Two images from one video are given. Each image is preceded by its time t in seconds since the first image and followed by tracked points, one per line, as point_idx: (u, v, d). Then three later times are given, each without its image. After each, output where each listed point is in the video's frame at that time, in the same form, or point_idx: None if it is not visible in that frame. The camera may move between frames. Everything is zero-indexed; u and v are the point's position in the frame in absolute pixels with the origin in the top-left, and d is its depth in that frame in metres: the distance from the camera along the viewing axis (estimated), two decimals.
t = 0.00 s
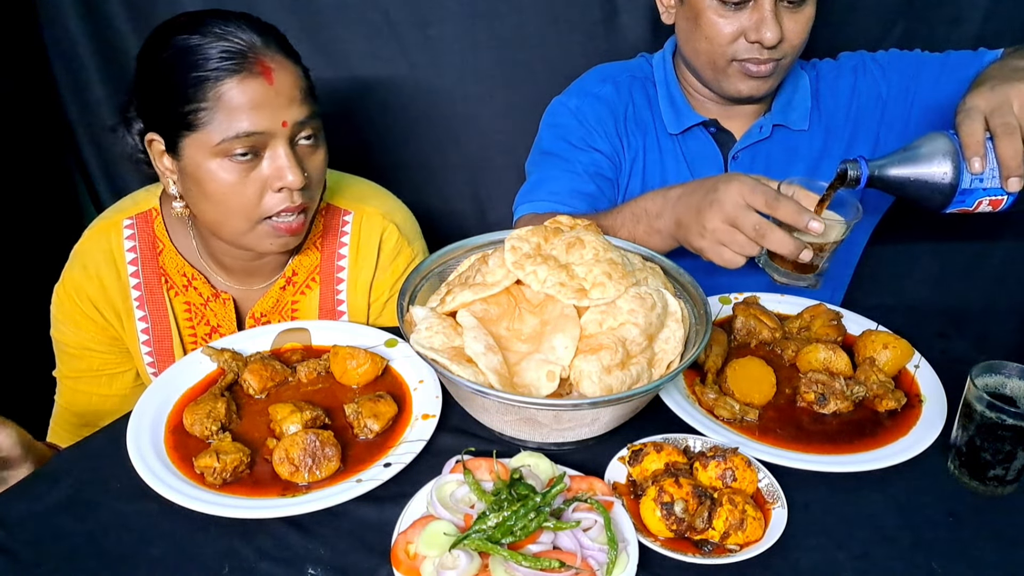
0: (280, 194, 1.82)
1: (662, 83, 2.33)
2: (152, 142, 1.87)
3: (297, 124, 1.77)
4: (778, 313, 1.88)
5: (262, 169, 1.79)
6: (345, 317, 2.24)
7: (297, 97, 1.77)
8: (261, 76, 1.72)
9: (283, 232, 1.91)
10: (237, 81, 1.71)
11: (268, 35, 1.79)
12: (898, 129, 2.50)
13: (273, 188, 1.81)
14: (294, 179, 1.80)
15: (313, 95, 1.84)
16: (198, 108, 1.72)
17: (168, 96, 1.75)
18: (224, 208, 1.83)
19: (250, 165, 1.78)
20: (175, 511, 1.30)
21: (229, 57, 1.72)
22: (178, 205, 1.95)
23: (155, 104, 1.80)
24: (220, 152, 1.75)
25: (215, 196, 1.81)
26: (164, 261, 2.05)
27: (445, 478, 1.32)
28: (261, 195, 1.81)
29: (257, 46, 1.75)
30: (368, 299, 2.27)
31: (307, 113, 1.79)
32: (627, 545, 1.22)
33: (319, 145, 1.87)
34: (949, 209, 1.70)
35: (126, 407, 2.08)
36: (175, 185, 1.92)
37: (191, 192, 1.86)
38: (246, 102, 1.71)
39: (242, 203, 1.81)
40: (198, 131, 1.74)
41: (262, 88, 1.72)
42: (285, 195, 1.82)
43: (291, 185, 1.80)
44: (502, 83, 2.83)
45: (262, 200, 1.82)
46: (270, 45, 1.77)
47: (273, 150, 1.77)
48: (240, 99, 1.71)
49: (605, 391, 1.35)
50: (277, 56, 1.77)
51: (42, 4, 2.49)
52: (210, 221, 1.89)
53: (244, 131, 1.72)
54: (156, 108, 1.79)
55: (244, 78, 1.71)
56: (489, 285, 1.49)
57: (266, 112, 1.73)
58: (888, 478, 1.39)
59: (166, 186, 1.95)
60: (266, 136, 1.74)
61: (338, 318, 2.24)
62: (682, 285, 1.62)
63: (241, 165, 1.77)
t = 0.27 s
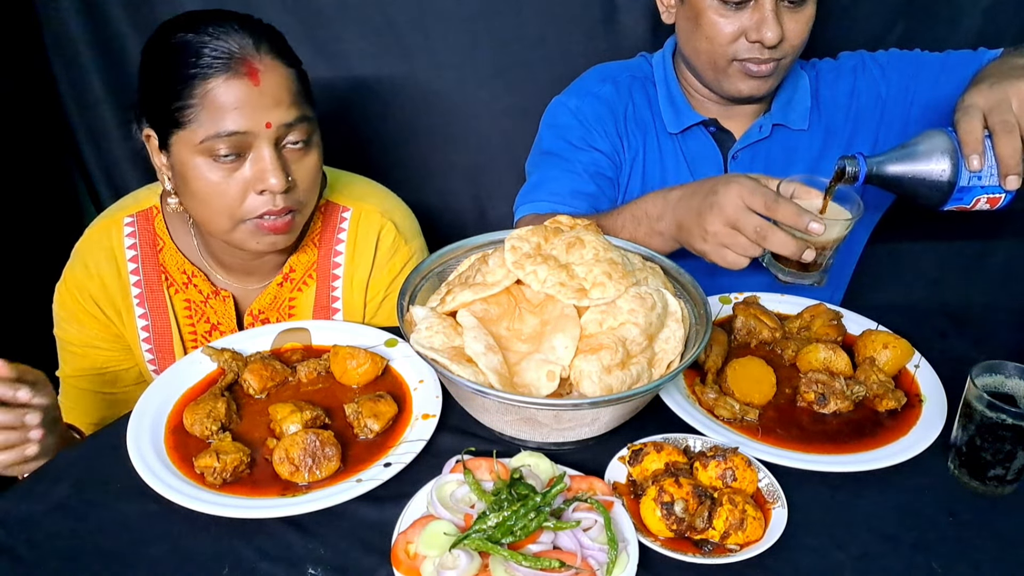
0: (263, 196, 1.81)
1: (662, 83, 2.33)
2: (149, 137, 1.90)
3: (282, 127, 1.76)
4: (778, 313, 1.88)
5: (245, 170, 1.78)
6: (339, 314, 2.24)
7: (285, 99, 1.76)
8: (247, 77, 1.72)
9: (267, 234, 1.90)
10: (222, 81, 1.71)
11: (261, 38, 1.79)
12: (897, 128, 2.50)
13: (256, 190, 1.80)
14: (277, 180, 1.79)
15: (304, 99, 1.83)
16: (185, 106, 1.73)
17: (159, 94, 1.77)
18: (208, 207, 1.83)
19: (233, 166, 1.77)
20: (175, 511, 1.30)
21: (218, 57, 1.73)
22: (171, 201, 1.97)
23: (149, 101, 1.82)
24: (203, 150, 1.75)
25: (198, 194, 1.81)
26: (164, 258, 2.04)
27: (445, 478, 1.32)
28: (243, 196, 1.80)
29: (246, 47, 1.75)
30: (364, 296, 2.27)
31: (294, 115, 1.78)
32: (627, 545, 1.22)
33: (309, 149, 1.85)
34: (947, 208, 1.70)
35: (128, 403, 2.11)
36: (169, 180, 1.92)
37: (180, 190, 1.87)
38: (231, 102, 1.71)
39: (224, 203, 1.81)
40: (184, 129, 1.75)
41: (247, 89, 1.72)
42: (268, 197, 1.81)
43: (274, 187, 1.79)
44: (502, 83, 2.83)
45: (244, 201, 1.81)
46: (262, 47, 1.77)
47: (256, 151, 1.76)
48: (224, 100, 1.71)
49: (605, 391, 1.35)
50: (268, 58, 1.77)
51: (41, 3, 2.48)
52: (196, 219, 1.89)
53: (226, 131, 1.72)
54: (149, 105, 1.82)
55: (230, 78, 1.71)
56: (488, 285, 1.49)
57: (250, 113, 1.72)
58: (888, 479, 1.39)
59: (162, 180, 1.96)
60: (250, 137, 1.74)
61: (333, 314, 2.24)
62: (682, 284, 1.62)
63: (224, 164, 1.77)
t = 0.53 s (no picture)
0: (244, 205, 1.81)
1: (662, 83, 2.33)
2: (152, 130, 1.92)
3: (272, 140, 1.75)
4: (778, 313, 1.88)
5: (229, 177, 1.78)
6: (339, 315, 2.24)
7: (280, 113, 1.76)
8: (245, 86, 1.72)
9: (245, 244, 1.89)
10: (219, 86, 1.71)
11: (269, 48, 1.78)
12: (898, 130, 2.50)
13: (237, 198, 1.80)
14: (258, 192, 1.78)
15: (303, 114, 1.82)
16: (181, 105, 1.74)
17: (161, 89, 1.79)
18: (190, 207, 1.84)
19: (219, 171, 1.78)
20: (175, 512, 1.30)
21: (221, 62, 1.73)
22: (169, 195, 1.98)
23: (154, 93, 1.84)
24: (191, 151, 1.76)
25: (183, 193, 1.82)
26: (163, 260, 2.04)
27: (445, 478, 1.32)
28: (224, 202, 1.80)
29: (250, 57, 1.75)
30: (365, 297, 2.27)
31: (287, 130, 1.77)
32: (627, 545, 1.22)
33: (301, 165, 1.84)
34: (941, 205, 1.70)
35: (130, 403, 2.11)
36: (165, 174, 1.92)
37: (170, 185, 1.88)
38: (224, 108, 1.72)
39: (206, 208, 1.81)
40: (176, 127, 1.76)
41: (243, 98, 1.72)
42: (248, 207, 1.80)
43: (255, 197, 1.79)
44: (502, 84, 2.83)
45: (225, 208, 1.81)
46: (268, 58, 1.76)
47: (242, 160, 1.76)
48: (219, 105, 1.72)
49: (605, 391, 1.35)
50: (272, 70, 1.77)
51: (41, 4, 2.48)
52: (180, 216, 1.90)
53: (215, 136, 1.72)
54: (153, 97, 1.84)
55: (228, 85, 1.72)
56: (489, 285, 1.49)
57: (241, 122, 1.72)
58: (888, 479, 1.39)
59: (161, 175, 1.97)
60: (237, 145, 1.74)
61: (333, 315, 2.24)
62: (682, 285, 1.62)
63: (210, 167, 1.77)
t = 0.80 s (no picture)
0: (236, 212, 1.80)
1: (662, 82, 2.33)
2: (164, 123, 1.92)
3: (274, 151, 1.75)
4: (778, 313, 1.88)
5: (225, 182, 1.77)
6: (341, 315, 2.24)
7: (285, 126, 1.75)
8: (255, 95, 1.73)
9: (233, 247, 1.89)
10: (230, 92, 1.72)
11: (286, 61, 1.79)
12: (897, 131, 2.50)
13: (231, 204, 1.79)
14: (251, 202, 1.78)
15: (310, 131, 1.81)
16: (192, 104, 1.75)
17: (175, 84, 1.80)
18: (185, 205, 1.83)
19: (218, 174, 1.77)
20: (174, 511, 1.30)
21: (235, 69, 1.74)
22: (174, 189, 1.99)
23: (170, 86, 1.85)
24: (193, 150, 1.76)
25: (181, 190, 1.82)
26: (166, 260, 2.04)
27: (445, 478, 1.32)
28: (217, 207, 1.80)
29: (265, 68, 1.75)
30: (366, 297, 2.27)
31: (290, 145, 1.77)
32: (627, 545, 1.22)
33: (301, 181, 1.84)
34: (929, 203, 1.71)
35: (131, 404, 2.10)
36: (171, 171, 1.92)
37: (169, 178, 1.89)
38: (232, 113, 1.72)
39: (198, 208, 1.81)
40: (182, 125, 1.77)
41: (251, 107, 1.72)
42: (241, 214, 1.80)
43: (249, 206, 1.78)
44: (502, 83, 2.83)
45: (217, 212, 1.81)
46: (282, 71, 1.77)
47: (242, 167, 1.76)
48: (228, 110, 1.72)
49: (605, 391, 1.35)
50: (285, 83, 1.77)
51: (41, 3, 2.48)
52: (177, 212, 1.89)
53: (217, 140, 1.72)
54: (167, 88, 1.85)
55: (239, 92, 1.72)
56: (488, 285, 1.49)
57: (245, 130, 1.72)
58: (887, 479, 1.39)
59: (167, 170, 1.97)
60: (238, 152, 1.74)
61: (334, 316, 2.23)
62: (682, 284, 1.62)
63: (210, 169, 1.77)
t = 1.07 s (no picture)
0: (255, 209, 1.81)
1: (662, 82, 2.33)
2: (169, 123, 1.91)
3: (290, 148, 1.76)
4: (778, 313, 1.88)
5: (243, 180, 1.78)
6: (345, 315, 2.24)
7: (299, 122, 1.76)
8: (268, 92, 1.72)
9: (252, 244, 1.90)
10: (242, 91, 1.72)
11: (294, 57, 1.78)
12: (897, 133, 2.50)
13: (249, 202, 1.80)
14: (270, 198, 1.78)
15: (322, 126, 1.82)
16: (203, 105, 1.74)
17: (183, 85, 1.79)
18: (200, 206, 1.83)
19: (234, 173, 1.78)
20: (174, 511, 1.30)
21: (245, 67, 1.73)
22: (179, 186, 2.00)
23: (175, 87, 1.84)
24: (207, 151, 1.76)
25: (195, 191, 1.82)
26: (169, 260, 2.04)
27: (445, 478, 1.32)
28: (236, 206, 1.81)
29: (275, 65, 1.75)
30: (368, 297, 2.27)
31: (304, 140, 1.77)
32: (627, 545, 1.22)
33: (315, 175, 1.85)
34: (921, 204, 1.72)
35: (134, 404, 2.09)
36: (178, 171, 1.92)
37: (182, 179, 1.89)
38: (245, 112, 1.72)
39: (215, 207, 1.81)
40: (194, 126, 1.76)
41: (264, 105, 1.72)
42: (260, 212, 1.81)
43: (267, 203, 1.79)
44: (502, 84, 2.83)
45: (236, 209, 1.81)
46: (292, 67, 1.77)
47: (258, 165, 1.76)
48: (240, 109, 1.72)
49: (605, 391, 1.35)
50: (295, 79, 1.76)
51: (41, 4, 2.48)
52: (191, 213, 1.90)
53: (232, 140, 1.72)
54: (174, 90, 1.84)
55: (251, 90, 1.72)
56: (489, 285, 1.49)
57: (259, 128, 1.72)
58: (887, 479, 1.39)
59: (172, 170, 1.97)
60: (254, 151, 1.74)
61: (336, 315, 2.23)
62: (682, 284, 1.62)
63: (225, 168, 1.77)
